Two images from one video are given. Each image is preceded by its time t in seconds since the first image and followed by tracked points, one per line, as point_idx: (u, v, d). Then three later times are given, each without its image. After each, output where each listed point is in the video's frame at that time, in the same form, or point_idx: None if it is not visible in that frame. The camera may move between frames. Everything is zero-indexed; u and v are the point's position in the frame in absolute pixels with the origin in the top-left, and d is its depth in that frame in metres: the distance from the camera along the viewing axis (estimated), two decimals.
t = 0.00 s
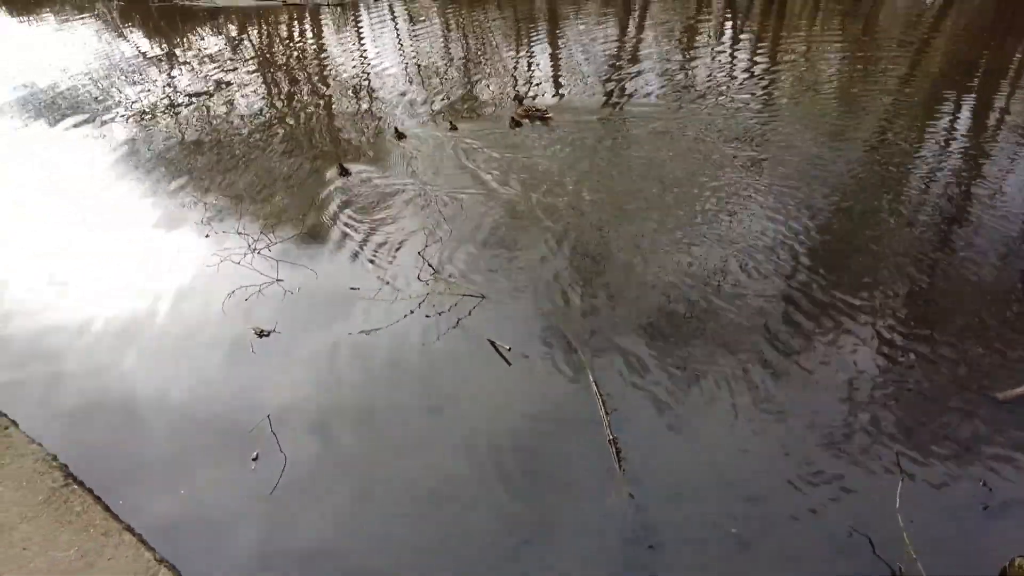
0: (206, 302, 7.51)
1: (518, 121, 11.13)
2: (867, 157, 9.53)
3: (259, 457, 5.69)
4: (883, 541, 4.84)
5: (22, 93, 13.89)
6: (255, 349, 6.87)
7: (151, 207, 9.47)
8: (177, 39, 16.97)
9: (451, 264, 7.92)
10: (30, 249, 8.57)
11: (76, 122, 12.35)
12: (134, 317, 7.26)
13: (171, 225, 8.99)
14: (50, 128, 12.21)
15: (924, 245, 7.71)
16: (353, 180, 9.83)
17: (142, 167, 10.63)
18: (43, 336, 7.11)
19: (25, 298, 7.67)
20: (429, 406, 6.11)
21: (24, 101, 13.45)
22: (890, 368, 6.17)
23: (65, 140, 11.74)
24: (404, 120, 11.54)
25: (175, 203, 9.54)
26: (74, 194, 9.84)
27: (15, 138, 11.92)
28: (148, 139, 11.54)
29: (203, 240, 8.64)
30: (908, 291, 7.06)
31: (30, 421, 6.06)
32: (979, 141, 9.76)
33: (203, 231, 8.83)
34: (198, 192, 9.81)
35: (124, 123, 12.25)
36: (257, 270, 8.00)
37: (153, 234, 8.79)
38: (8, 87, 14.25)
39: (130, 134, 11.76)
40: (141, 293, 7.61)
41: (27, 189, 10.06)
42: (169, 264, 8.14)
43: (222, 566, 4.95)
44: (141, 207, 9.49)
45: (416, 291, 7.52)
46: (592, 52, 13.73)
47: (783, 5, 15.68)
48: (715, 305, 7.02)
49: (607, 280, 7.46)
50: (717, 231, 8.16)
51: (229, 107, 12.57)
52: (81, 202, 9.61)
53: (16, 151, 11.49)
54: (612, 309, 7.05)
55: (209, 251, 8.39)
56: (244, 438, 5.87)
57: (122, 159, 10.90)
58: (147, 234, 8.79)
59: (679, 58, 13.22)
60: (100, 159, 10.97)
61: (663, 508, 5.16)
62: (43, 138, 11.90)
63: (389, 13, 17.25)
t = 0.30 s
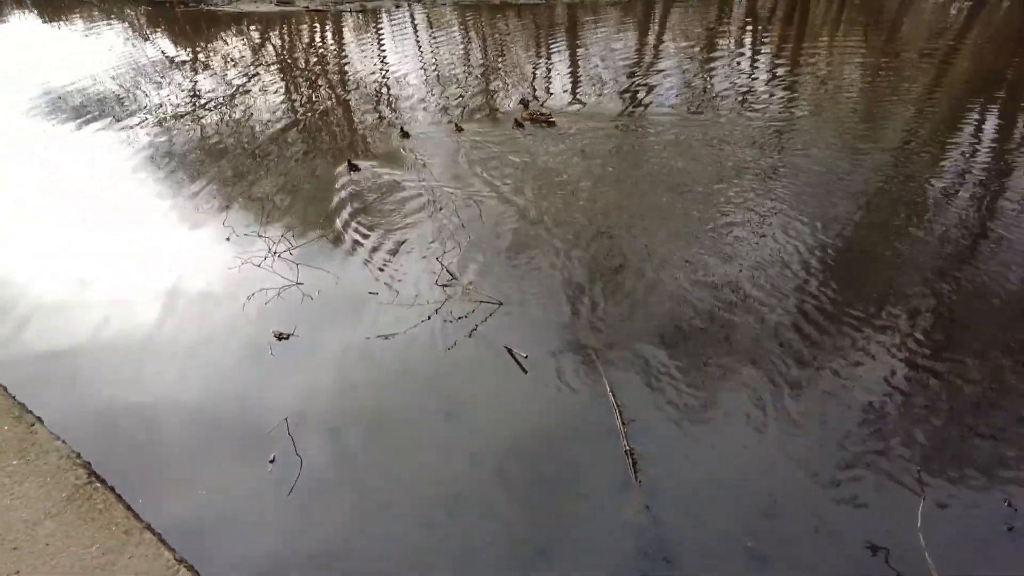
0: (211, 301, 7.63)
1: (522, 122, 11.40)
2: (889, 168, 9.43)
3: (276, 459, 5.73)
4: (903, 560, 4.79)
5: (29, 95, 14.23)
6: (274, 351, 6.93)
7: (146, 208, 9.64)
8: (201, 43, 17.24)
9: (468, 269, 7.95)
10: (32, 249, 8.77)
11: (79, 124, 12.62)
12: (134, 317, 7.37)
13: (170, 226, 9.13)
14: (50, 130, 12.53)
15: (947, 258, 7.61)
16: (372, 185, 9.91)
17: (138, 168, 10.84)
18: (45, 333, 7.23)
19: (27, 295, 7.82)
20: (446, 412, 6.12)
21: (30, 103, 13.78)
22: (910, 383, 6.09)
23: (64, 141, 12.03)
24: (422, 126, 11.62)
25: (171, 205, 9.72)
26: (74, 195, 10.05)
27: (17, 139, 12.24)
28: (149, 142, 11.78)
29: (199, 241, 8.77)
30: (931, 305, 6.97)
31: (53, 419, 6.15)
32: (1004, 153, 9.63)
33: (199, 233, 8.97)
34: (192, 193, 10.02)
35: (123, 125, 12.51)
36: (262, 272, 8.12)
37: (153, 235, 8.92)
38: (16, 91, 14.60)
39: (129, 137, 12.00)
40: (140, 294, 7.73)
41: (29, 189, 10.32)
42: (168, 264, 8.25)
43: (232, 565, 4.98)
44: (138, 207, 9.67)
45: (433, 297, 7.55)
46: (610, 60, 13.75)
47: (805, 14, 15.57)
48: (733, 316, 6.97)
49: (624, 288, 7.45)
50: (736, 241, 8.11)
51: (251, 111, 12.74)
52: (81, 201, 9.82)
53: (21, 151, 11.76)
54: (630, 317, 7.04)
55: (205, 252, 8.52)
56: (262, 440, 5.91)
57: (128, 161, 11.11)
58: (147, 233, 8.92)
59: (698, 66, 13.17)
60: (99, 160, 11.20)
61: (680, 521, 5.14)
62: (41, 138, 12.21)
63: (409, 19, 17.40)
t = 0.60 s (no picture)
0: (214, 301, 7.70)
1: (523, 123, 11.63)
2: (905, 177, 9.35)
3: (287, 461, 5.75)
4: None
5: (30, 97, 14.59)
6: (288, 353, 6.97)
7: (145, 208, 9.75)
8: (219, 47, 17.46)
9: (480, 275, 7.97)
10: (33, 248, 8.90)
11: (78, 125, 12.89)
12: (136, 317, 7.46)
13: (171, 226, 9.23)
14: (48, 130, 12.84)
15: (964, 269, 7.53)
16: (385, 190, 9.97)
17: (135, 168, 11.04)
18: (51, 333, 7.32)
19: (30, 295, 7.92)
20: (457, 417, 6.13)
21: (31, 105, 14.11)
22: (925, 396, 6.02)
23: (63, 141, 12.29)
24: (436, 131, 11.70)
25: (169, 206, 9.82)
26: (73, 195, 10.21)
27: (16, 139, 12.55)
28: (146, 142, 11.99)
29: (199, 242, 8.85)
30: (947, 316, 6.89)
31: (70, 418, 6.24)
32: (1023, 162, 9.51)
33: (197, 233, 9.06)
34: (190, 195, 10.14)
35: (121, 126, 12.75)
36: (263, 273, 8.19)
37: (153, 235, 9.01)
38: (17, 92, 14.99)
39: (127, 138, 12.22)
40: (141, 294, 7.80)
41: (29, 189, 10.48)
42: (168, 264, 8.33)
43: (237, 566, 5.00)
44: (137, 207, 9.77)
45: (445, 302, 7.57)
46: (625, 67, 13.75)
47: (821, 22, 15.48)
48: (745, 324, 6.93)
49: (636, 295, 7.43)
50: (750, 249, 8.07)
51: (267, 115, 12.86)
52: (81, 202, 9.96)
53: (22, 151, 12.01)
54: (641, 324, 7.03)
55: (204, 253, 8.61)
56: (274, 442, 5.94)
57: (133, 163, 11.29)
58: (147, 233, 9.01)
59: (713, 74, 13.13)
60: (98, 160, 11.39)
61: (689, 530, 5.11)
62: (40, 138, 12.54)
63: (425, 25, 17.52)
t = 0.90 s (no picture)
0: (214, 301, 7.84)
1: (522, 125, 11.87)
2: (923, 187, 9.28)
3: (300, 464, 5.78)
4: None
5: (30, 98, 15.12)
6: (301, 357, 7.02)
7: (145, 208, 9.98)
8: (238, 52, 17.72)
9: (494, 280, 8.00)
10: (34, 246, 9.13)
11: (78, 125, 13.32)
12: (146, 316, 7.60)
13: (170, 226, 9.44)
14: (47, 130, 13.27)
15: (983, 281, 7.44)
16: (400, 196, 10.04)
17: (133, 168, 11.33)
18: (56, 331, 7.49)
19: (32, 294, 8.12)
20: (469, 423, 6.13)
21: (30, 106, 14.60)
22: (943, 410, 5.93)
23: (64, 141, 12.67)
24: (451, 137, 11.77)
25: (167, 206, 10.05)
26: (73, 194, 10.49)
27: (16, 139, 12.97)
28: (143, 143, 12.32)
29: (198, 242, 9.03)
30: (965, 328, 6.81)
31: (85, 417, 6.33)
32: None
33: (194, 233, 9.25)
34: (189, 195, 10.36)
35: (117, 126, 13.15)
36: (264, 275, 8.35)
37: (152, 235, 9.22)
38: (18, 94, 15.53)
39: (125, 138, 12.59)
40: (140, 293, 7.98)
41: (30, 189, 10.79)
42: (168, 264, 8.52)
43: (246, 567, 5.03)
44: (137, 207, 10.01)
45: (459, 307, 7.60)
46: (640, 74, 13.77)
47: (838, 32, 15.39)
48: (759, 334, 6.88)
49: (650, 303, 7.42)
50: (765, 258, 8.03)
51: (284, 119, 13.02)
52: (81, 202, 10.22)
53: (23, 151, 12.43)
54: (654, 332, 7.01)
55: (204, 253, 8.78)
56: (287, 444, 5.98)
57: (150, 165, 11.47)
58: (147, 233, 9.23)
59: (728, 82, 13.11)
60: (97, 160, 11.72)
61: (702, 541, 5.07)
62: (39, 137, 12.97)
63: (442, 32, 17.66)
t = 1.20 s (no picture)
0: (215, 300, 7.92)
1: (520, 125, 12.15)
2: (937, 195, 9.21)
3: (309, 466, 5.81)
4: None
5: (29, 99, 15.54)
6: (312, 359, 7.06)
7: (145, 208, 10.14)
8: (252, 55, 17.89)
9: (504, 285, 8.02)
10: (35, 245, 9.29)
11: (76, 126, 13.64)
12: (155, 316, 7.68)
13: (170, 226, 9.58)
14: (46, 129, 13.61)
15: (997, 291, 7.38)
16: (412, 200, 10.10)
17: (133, 168, 11.54)
18: (59, 328, 7.60)
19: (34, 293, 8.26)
20: (478, 427, 6.14)
21: (29, 106, 15.01)
22: (956, 421, 5.90)
23: (63, 142, 12.92)
24: (463, 141, 11.82)
25: (167, 206, 10.20)
26: (73, 195, 10.69)
27: (16, 139, 13.28)
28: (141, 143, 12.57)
29: (199, 242, 9.14)
30: (979, 339, 6.76)
31: (98, 415, 6.39)
32: None
33: (194, 233, 9.37)
34: (189, 196, 10.52)
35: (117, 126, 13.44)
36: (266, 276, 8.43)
37: (152, 235, 9.36)
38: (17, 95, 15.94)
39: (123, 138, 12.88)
40: (140, 292, 8.09)
41: (30, 189, 11.00)
42: (167, 264, 8.64)
43: (253, 566, 5.06)
44: (137, 207, 10.18)
45: (469, 311, 7.62)
46: (652, 80, 13.78)
47: (852, 38, 15.33)
48: (770, 341, 6.85)
49: (660, 309, 7.41)
50: (777, 265, 8.00)
51: (297, 122, 13.11)
52: (81, 201, 10.41)
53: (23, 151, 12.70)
54: (665, 338, 7.00)
55: (203, 252, 8.88)
56: (297, 446, 6.01)
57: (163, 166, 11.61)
58: (147, 233, 9.37)
59: (740, 88, 13.09)
60: (97, 160, 11.95)
61: (711, 549, 5.05)
62: (39, 137, 13.30)
63: (454, 37, 17.76)
